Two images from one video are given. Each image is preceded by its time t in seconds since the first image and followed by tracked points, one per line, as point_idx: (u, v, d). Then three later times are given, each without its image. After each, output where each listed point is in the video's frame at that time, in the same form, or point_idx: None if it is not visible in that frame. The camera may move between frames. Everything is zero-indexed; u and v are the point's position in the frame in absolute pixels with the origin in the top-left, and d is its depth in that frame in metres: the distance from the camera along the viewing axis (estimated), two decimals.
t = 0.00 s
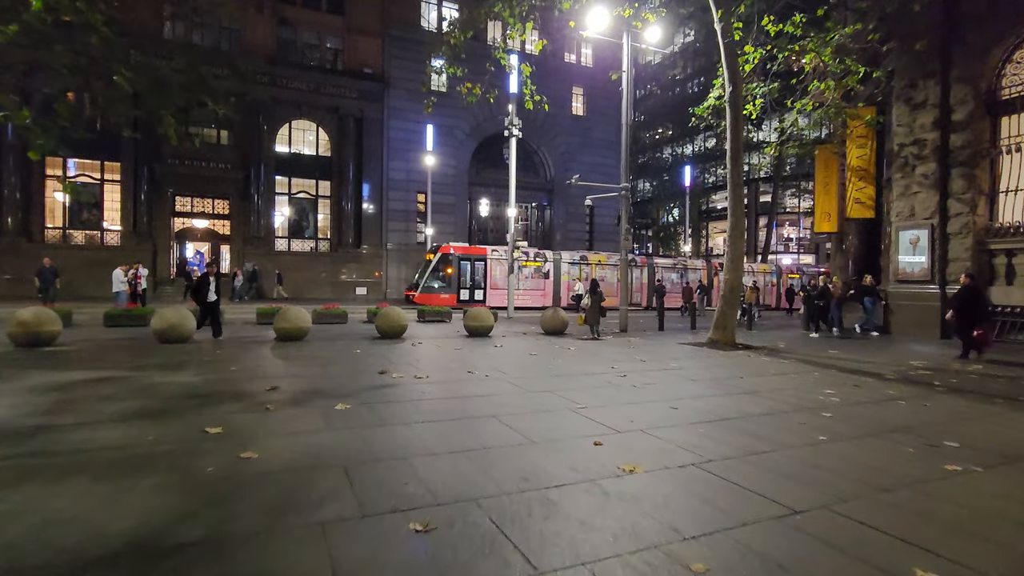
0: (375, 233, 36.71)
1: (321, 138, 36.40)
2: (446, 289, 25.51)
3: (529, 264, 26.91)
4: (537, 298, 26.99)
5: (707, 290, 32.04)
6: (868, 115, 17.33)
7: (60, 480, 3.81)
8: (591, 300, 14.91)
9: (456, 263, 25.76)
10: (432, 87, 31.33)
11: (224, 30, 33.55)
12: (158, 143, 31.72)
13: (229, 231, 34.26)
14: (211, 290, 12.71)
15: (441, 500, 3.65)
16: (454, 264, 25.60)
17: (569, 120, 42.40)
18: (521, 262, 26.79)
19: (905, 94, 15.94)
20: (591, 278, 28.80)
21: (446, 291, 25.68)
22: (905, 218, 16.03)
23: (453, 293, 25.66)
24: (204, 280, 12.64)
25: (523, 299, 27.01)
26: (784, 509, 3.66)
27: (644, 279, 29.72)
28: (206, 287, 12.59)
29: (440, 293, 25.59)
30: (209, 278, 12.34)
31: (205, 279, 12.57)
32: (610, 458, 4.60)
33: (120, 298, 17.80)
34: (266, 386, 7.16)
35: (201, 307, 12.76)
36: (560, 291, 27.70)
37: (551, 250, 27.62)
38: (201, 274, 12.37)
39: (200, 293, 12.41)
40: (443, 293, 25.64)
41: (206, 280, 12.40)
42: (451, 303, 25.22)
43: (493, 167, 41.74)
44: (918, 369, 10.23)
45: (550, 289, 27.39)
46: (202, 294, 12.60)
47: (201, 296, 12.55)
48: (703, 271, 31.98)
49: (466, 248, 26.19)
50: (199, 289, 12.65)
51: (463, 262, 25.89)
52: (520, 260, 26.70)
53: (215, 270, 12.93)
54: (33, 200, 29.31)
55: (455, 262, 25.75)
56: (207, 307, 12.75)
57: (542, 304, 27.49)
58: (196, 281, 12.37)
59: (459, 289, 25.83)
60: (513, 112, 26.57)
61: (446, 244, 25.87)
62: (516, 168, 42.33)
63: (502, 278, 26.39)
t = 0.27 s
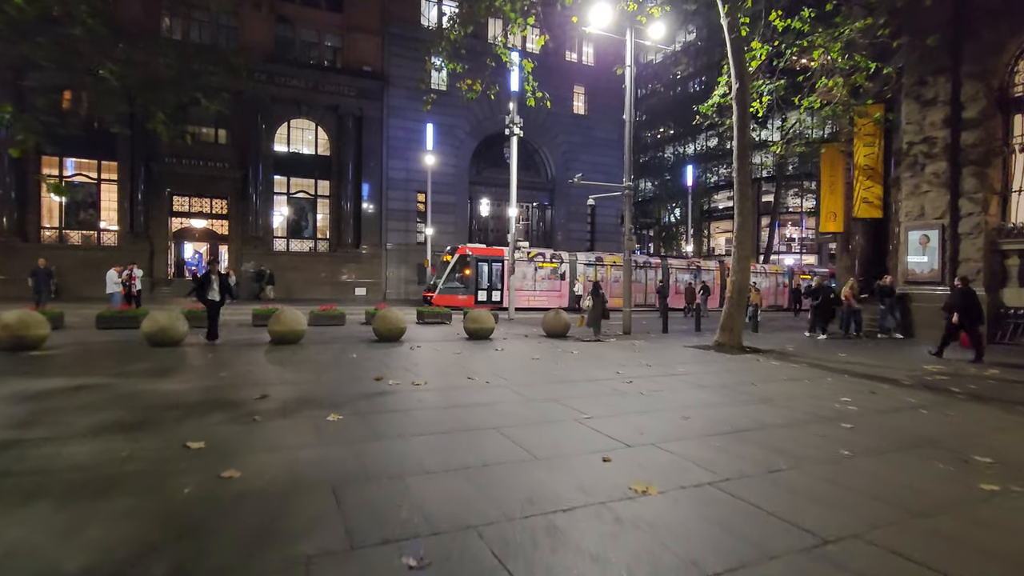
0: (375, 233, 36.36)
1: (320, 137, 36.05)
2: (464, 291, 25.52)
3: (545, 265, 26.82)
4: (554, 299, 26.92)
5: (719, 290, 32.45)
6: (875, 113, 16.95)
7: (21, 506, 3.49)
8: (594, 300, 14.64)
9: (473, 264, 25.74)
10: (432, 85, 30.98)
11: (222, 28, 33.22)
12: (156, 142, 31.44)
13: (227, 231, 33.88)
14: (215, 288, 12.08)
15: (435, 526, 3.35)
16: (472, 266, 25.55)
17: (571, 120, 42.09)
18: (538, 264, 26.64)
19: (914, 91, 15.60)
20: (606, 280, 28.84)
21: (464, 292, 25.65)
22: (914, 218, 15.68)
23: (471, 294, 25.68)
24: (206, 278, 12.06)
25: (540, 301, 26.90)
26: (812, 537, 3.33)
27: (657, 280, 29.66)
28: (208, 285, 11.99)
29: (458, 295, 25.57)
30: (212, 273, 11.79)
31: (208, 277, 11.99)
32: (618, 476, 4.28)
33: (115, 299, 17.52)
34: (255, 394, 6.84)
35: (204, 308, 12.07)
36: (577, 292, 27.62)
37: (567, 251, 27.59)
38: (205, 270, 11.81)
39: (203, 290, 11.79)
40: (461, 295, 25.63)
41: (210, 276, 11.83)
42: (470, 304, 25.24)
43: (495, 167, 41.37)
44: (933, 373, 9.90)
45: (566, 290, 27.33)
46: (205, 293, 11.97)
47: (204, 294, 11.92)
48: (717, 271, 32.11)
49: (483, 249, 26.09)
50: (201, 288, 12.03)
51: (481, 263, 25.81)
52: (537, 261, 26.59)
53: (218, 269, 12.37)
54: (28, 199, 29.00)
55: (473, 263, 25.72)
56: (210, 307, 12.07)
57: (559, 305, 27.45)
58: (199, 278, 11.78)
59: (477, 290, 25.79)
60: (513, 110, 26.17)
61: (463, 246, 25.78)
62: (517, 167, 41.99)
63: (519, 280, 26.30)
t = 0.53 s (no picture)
0: (375, 233, 36.04)
1: (319, 137, 35.71)
2: (481, 291, 25.45)
3: (562, 265, 26.90)
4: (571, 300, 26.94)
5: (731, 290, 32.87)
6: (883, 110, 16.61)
7: None
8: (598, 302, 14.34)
9: (491, 265, 25.64)
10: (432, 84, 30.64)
11: (220, 26, 32.88)
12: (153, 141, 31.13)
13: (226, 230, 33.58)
14: (218, 290, 11.70)
15: (434, 554, 3.04)
16: (489, 266, 25.43)
17: (571, 119, 41.78)
18: (554, 264, 26.68)
19: (924, 87, 15.27)
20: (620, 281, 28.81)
21: (482, 293, 25.57)
22: (923, 217, 15.35)
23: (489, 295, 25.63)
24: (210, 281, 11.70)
25: (556, 301, 26.88)
26: (851, 566, 3.03)
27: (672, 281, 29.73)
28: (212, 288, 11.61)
29: (476, 295, 25.49)
30: (215, 274, 11.45)
31: (211, 279, 11.63)
32: (632, 493, 3.97)
33: (109, 299, 17.23)
34: (246, 400, 6.52)
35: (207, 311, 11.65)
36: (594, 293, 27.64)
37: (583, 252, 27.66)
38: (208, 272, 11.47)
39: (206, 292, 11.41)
40: (479, 295, 25.55)
41: (213, 278, 11.48)
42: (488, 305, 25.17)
43: (495, 166, 41.06)
44: (950, 377, 9.58)
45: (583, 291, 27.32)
46: (208, 295, 11.58)
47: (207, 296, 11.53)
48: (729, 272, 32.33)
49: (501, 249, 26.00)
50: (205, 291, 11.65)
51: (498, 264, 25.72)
52: (553, 261, 26.61)
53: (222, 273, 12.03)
54: (24, 199, 28.70)
55: (491, 264, 25.63)
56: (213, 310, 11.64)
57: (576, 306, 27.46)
58: (202, 280, 11.43)
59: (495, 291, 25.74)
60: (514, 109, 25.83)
61: (481, 246, 25.65)
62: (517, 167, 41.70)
63: (536, 280, 26.24)
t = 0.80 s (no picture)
0: (374, 232, 35.68)
1: (318, 135, 35.35)
2: (499, 291, 25.62)
3: (578, 266, 27.24)
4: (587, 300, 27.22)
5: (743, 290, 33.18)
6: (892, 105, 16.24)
7: None
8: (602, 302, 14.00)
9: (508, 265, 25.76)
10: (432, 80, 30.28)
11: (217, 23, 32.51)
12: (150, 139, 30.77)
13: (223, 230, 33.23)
14: (223, 289, 11.30)
15: None
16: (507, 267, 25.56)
17: (572, 117, 41.42)
18: (571, 264, 27.01)
19: (935, 82, 14.93)
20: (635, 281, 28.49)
21: (500, 293, 25.73)
22: (935, 215, 15.00)
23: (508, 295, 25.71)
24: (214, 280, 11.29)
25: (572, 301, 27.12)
26: None
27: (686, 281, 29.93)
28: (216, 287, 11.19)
29: (494, 295, 25.64)
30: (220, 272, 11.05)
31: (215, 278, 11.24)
32: (650, 512, 3.62)
33: (102, 298, 16.90)
34: (234, 405, 6.16)
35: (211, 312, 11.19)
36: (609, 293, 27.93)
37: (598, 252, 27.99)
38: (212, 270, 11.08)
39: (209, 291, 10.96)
40: (496, 295, 25.70)
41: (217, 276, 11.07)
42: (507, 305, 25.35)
43: (496, 165, 40.70)
44: (969, 380, 9.24)
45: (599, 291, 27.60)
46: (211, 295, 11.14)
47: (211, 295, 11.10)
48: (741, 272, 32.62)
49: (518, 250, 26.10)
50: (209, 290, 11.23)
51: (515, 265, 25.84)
52: (570, 262, 26.91)
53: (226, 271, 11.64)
54: (18, 197, 28.31)
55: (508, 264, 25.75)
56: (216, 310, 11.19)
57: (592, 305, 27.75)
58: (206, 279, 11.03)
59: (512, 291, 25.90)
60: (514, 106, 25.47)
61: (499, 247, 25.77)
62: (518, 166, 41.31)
63: (553, 280, 26.47)
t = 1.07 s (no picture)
0: (373, 231, 35.31)
1: (317, 133, 34.98)
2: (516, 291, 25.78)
3: (594, 265, 27.60)
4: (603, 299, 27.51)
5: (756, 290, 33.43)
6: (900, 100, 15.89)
7: None
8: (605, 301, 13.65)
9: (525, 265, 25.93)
10: (431, 76, 29.93)
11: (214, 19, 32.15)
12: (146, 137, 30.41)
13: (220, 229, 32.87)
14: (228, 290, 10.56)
15: None
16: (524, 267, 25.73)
17: (573, 116, 41.09)
18: (587, 264, 27.36)
19: (947, 75, 14.58)
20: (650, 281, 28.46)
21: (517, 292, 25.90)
22: (945, 212, 14.64)
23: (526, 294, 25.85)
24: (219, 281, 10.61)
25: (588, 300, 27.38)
26: None
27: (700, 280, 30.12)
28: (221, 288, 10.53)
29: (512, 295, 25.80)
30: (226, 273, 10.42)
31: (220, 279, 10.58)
32: (667, 529, 3.26)
33: (93, 298, 16.58)
34: (215, 409, 5.79)
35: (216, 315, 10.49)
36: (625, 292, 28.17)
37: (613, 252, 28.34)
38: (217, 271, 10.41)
39: (215, 292, 10.30)
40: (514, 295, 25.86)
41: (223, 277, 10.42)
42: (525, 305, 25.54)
43: (496, 164, 40.38)
44: (988, 381, 8.87)
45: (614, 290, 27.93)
46: (218, 297, 10.48)
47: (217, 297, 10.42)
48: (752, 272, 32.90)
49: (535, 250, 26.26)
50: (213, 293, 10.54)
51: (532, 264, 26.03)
52: (586, 261, 27.24)
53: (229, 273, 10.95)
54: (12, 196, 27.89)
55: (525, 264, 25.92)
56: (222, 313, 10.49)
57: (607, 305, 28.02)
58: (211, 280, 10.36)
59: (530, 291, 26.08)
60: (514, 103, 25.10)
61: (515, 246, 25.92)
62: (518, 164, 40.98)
63: (570, 280, 26.74)
